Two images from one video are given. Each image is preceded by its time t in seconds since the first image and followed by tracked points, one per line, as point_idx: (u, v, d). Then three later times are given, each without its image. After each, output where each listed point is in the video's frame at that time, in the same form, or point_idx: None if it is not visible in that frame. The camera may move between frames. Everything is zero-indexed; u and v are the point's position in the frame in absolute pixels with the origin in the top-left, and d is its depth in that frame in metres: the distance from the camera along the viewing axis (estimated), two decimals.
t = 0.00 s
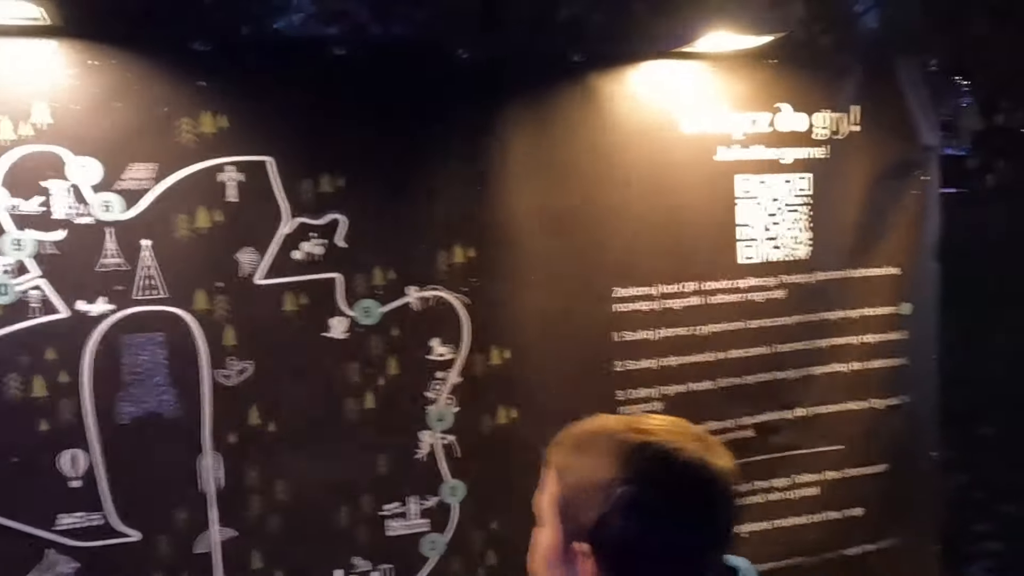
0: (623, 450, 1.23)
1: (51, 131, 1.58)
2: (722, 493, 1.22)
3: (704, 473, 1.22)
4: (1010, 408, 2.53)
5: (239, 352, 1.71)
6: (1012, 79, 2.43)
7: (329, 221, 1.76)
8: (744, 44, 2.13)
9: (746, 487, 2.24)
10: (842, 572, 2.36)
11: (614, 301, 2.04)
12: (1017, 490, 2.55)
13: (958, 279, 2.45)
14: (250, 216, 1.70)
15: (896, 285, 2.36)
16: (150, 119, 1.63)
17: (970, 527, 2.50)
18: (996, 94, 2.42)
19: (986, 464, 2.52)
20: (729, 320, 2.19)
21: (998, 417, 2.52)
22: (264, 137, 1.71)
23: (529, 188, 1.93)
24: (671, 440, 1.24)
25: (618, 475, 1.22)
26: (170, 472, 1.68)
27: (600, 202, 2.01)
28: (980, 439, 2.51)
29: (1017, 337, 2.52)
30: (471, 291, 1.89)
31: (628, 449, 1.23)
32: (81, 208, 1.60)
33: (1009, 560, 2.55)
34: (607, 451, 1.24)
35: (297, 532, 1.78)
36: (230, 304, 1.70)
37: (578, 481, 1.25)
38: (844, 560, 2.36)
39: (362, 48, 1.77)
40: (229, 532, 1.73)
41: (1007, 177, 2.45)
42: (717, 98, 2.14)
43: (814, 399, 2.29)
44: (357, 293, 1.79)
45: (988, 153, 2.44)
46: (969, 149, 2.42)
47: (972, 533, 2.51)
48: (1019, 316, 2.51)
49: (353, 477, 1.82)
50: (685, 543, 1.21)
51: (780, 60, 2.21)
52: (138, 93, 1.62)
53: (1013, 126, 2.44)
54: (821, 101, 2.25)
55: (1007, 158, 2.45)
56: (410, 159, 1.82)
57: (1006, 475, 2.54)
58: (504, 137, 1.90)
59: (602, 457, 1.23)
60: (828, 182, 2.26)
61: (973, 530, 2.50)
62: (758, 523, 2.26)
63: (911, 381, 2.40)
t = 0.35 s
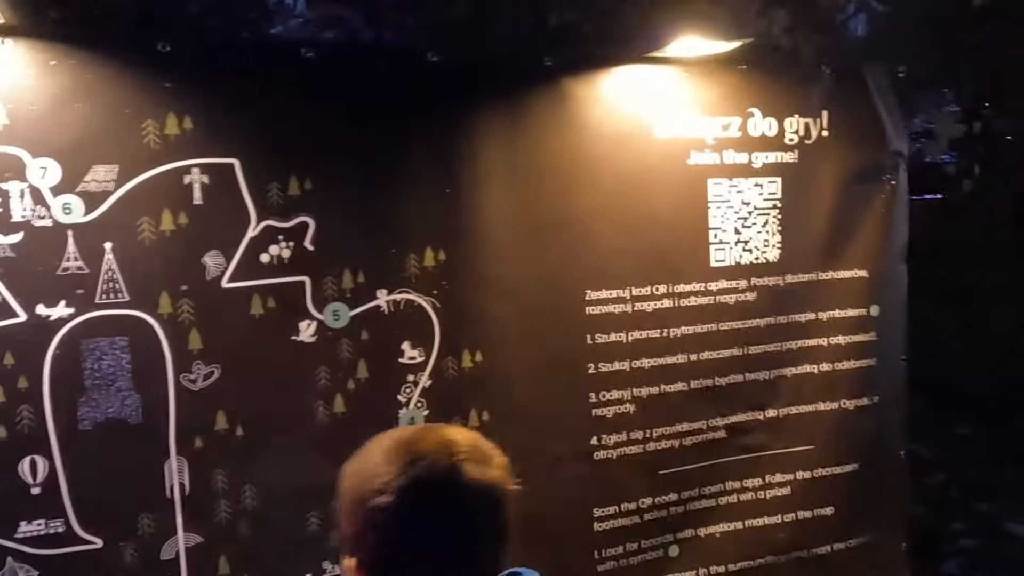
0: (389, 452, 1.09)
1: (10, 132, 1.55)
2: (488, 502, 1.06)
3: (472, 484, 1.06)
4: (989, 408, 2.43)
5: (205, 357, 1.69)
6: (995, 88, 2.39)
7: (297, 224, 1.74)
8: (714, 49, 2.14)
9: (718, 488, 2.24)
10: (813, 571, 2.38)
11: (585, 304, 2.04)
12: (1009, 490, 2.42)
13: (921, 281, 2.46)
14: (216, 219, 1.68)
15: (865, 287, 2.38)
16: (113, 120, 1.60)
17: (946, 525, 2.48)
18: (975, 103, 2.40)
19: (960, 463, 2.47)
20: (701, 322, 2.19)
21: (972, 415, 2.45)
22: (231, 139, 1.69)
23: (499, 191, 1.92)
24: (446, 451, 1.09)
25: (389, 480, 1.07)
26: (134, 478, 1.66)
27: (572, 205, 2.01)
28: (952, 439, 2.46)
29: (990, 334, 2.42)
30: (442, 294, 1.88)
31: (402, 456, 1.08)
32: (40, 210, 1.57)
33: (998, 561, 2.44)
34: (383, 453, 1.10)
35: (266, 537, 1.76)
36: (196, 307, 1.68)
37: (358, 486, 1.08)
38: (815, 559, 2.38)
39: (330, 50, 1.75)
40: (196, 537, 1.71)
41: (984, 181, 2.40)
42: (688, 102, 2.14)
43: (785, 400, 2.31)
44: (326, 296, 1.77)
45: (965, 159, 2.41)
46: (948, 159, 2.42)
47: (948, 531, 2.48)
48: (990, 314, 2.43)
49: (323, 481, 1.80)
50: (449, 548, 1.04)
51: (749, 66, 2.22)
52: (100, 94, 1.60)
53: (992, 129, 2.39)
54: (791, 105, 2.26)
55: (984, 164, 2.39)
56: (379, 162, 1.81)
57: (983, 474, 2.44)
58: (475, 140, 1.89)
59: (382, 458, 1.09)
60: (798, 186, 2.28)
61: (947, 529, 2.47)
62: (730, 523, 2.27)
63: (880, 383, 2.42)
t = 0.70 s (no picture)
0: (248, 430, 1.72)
1: None
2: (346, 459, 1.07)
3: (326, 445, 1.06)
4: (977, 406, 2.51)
5: (187, 347, 1.68)
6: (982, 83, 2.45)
7: (278, 212, 1.73)
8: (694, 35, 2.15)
9: (704, 477, 2.25)
10: (799, 559, 2.39)
11: (570, 293, 2.04)
12: (987, 484, 2.52)
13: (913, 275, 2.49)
14: (197, 207, 1.67)
15: (848, 275, 2.39)
16: (90, 107, 1.59)
17: (931, 517, 2.53)
18: (963, 94, 2.45)
19: (944, 457, 2.53)
20: (685, 311, 2.20)
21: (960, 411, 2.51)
22: (211, 126, 1.67)
23: (482, 179, 1.92)
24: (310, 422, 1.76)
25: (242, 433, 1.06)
26: (116, 470, 1.64)
27: (556, 195, 2.01)
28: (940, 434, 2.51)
29: (987, 333, 2.49)
30: (425, 283, 1.87)
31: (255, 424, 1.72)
32: (16, 198, 1.55)
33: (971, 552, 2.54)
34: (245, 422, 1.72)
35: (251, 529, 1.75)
36: (176, 297, 1.66)
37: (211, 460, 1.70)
38: (802, 547, 2.39)
39: (310, 35, 1.75)
40: (181, 530, 1.70)
41: (968, 175, 2.46)
42: (669, 89, 2.14)
43: (770, 388, 2.32)
44: (309, 286, 1.76)
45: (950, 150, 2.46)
46: (932, 149, 2.45)
47: (932, 522, 2.54)
48: (987, 312, 2.49)
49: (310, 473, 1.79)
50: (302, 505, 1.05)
51: (731, 52, 2.22)
52: (77, 80, 1.58)
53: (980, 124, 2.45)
54: (773, 92, 2.27)
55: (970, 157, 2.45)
56: (361, 149, 1.80)
57: (971, 468, 2.53)
58: (457, 127, 1.89)
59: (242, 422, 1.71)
60: (780, 174, 2.28)
61: (934, 521, 2.53)
62: (717, 513, 2.28)
63: (864, 369, 2.44)
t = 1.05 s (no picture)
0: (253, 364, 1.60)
1: None
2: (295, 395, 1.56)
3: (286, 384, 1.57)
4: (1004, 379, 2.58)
5: (185, 327, 1.67)
6: (976, 73, 2.49)
7: (275, 190, 1.72)
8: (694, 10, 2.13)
9: (705, 456, 2.25)
10: (800, 538, 2.40)
11: (569, 271, 2.03)
12: (986, 467, 2.56)
13: (910, 263, 2.52)
14: (193, 186, 1.65)
15: (848, 252, 2.38)
16: (84, 84, 1.57)
17: (928, 501, 2.57)
18: (955, 82, 2.47)
19: (944, 442, 2.56)
20: (685, 289, 2.19)
21: (955, 394, 2.57)
22: (206, 103, 1.66)
23: (480, 157, 1.91)
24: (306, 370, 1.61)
25: (227, 377, 1.62)
26: (116, 451, 1.64)
27: (554, 175, 1.99)
28: (934, 416, 2.55)
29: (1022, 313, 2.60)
30: (424, 262, 1.86)
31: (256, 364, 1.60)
32: (12, 176, 1.54)
33: (973, 530, 2.56)
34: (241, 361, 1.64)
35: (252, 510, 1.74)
36: (174, 276, 1.65)
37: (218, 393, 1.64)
38: (803, 526, 2.39)
39: (305, 11, 1.73)
40: (181, 511, 1.69)
41: (966, 161, 2.50)
42: (668, 65, 2.13)
43: (770, 366, 2.31)
44: (307, 265, 1.75)
45: (948, 135, 2.48)
46: (927, 137, 2.47)
47: (930, 506, 2.57)
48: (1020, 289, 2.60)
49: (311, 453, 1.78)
50: (272, 432, 1.55)
51: (730, 27, 2.21)
52: (69, 57, 1.56)
53: (970, 115, 2.49)
54: (772, 68, 2.25)
55: (968, 143, 2.49)
56: (358, 127, 1.78)
57: (969, 450, 2.57)
58: (454, 104, 1.87)
59: (234, 362, 1.64)
60: (780, 151, 2.27)
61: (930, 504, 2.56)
62: (718, 492, 2.28)
63: (864, 347, 2.43)
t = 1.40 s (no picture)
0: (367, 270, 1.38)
1: None
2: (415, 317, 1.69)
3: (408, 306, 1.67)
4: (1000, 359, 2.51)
5: (186, 307, 1.66)
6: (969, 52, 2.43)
7: (276, 169, 1.71)
8: None
9: (708, 437, 2.25)
10: (804, 518, 2.40)
11: (571, 251, 2.02)
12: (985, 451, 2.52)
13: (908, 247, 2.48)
14: (193, 166, 1.64)
15: (852, 232, 2.37)
16: (83, 63, 1.56)
17: (926, 486, 2.54)
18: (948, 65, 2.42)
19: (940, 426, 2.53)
20: (688, 269, 2.18)
21: (950, 382, 2.52)
22: (206, 83, 1.65)
23: (482, 137, 1.89)
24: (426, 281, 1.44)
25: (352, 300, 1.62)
26: (118, 431, 1.64)
27: (555, 155, 1.98)
28: (927, 403, 2.52)
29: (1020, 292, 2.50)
30: (426, 242, 1.85)
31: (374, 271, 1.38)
32: (11, 156, 1.53)
33: (969, 515, 2.54)
34: (348, 273, 1.39)
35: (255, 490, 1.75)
36: (175, 256, 1.65)
37: (331, 303, 1.36)
38: (806, 506, 2.39)
39: None
40: (183, 491, 1.70)
41: (955, 150, 2.44)
42: (671, 44, 2.11)
43: (773, 347, 2.31)
44: (307, 245, 1.74)
45: (935, 125, 2.43)
46: (914, 127, 2.42)
47: (928, 491, 2.55)
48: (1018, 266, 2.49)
49: (313, 434, 1.78)
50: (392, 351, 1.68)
51: (734, 6, 2.18)
52: (67, 35, 1.55)
53: (958, 104, 2.42)
54: (776, 47, 2.23)
55: (957, 131, 2.43)
56: (359, 106, 1.77)
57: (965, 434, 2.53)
58: (455, 83, 1.86)
59: (342, 279, 1.38)
60: (784, 130, 2.26)
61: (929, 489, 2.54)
62: (721, 472, 2.28)
63: (868, 327, 2.43)
